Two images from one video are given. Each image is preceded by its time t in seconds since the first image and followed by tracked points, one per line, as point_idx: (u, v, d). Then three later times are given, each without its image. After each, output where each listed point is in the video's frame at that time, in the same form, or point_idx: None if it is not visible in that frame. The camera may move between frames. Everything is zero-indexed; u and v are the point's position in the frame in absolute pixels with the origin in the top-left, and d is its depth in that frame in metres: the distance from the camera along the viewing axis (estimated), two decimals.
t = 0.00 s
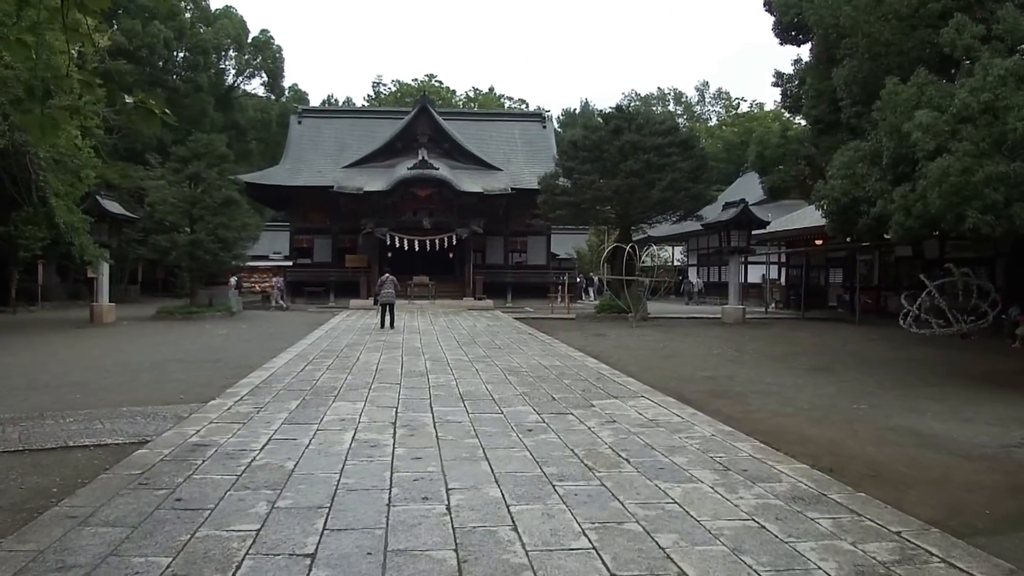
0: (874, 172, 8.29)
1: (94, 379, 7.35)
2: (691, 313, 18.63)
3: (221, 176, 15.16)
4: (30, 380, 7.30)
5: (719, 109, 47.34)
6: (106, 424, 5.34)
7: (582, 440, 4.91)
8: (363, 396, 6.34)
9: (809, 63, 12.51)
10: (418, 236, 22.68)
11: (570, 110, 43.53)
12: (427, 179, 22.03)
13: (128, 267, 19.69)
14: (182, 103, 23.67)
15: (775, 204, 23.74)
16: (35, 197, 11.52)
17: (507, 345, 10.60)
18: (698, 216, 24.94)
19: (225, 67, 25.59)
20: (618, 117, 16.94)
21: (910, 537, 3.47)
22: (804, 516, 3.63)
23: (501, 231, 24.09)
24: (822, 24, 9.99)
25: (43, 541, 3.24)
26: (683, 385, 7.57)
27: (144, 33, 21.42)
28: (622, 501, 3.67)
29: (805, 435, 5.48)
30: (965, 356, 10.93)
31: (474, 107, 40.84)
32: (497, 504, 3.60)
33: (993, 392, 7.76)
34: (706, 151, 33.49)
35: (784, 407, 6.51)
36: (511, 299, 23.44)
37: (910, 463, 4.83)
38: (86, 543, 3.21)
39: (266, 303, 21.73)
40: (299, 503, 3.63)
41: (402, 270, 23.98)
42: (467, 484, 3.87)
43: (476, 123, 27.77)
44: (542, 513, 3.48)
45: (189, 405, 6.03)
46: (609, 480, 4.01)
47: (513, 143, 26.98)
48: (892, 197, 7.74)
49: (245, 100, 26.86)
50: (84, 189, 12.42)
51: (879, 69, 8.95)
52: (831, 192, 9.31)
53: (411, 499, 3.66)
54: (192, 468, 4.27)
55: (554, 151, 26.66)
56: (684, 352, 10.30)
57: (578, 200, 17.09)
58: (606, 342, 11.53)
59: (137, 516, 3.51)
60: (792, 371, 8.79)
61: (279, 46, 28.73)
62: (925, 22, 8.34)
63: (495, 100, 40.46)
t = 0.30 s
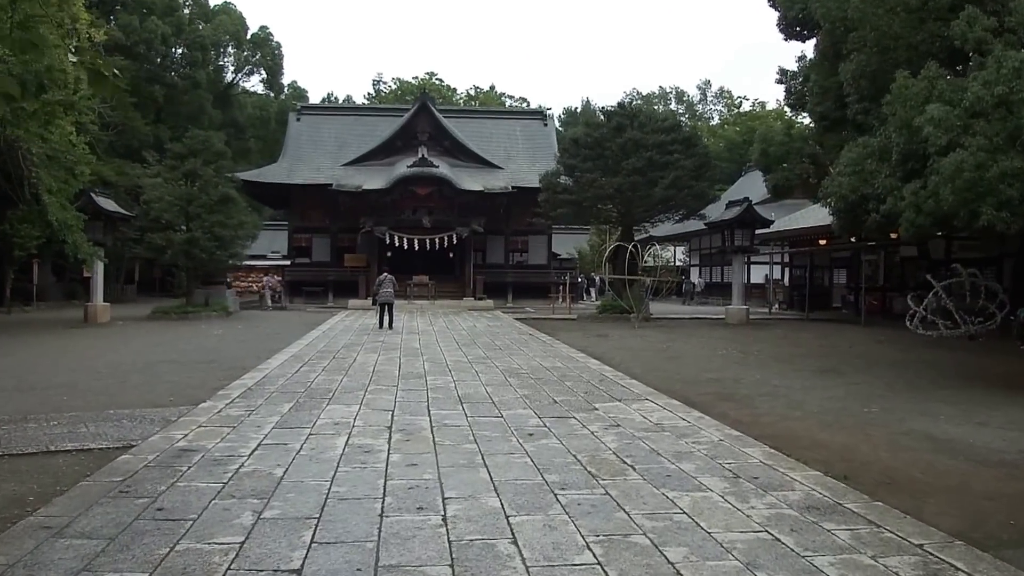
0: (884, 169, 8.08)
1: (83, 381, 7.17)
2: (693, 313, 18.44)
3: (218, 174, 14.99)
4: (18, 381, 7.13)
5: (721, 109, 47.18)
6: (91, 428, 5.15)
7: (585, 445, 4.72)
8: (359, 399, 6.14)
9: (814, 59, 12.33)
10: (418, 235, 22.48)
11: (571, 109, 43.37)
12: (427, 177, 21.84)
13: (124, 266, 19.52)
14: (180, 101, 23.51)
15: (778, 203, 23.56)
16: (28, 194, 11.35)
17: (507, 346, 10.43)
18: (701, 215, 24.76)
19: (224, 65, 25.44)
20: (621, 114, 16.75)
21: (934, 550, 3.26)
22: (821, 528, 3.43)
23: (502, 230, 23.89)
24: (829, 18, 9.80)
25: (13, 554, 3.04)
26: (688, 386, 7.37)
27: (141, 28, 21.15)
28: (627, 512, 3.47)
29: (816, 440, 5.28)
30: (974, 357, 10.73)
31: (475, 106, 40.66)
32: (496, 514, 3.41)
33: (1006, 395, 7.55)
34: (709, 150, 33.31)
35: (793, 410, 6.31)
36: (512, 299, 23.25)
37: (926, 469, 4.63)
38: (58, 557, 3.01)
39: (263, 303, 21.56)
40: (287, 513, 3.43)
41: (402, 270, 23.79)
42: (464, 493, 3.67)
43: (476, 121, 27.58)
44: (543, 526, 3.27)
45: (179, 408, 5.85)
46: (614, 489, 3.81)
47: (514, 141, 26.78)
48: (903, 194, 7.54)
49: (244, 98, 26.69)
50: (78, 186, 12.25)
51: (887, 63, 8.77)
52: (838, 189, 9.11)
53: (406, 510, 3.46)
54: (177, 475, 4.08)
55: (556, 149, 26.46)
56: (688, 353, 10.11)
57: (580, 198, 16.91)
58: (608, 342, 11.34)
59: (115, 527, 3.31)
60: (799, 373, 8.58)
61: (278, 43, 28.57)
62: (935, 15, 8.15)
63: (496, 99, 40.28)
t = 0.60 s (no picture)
0: (893, 165, 7.88)
1: (73, 381, 7.00)
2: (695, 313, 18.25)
3: (215, 171, 14.86)
4: (6, 381, 6.96)
5: (723, 107, 46.94)
6: (75, 431, 4.96)
7: (588, 451, 4.52)
8: (354, 401, 5.95)
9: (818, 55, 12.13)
10: (419, 233, 22.29)
11: (573, 108, 43.15)
12: (427, 175, 21.64)
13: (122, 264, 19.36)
14: (179, 97, 23.36)
15: (782, 202, 23.34)
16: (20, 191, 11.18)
17: (508, 346, 10.24)
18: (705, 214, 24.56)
19: (222, 61, 25.29)
20: (623, 111, 16.56)
21: (958, 566, 3.06)
22: (838, 542, 3.23)
23: (503, 228, 23.68)
24: (835, 12, 9.60)
25: None
26: (693, 388, 7.17)
27: (138, 24, 21.02)
28: (633, 524, 3.28)
29: (827, 445, 5.07)
30: (984, 358, 10.52)
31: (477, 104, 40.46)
32: (494, 527, 3.21)
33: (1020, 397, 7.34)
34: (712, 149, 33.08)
35: (802, 414, 6.11)
36: (513, 298, 23.05)
37: (943, 477, 4.42)
38: (27, 571, 2.82)
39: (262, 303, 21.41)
40: (273, 524, 3.24)
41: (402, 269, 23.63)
42: (461, 504, 3.48)
43: (477, 119, 27.38)
44: (545, 540, 3.07)
45: (168, 410, 5.67)
46: (619, 498, 3.61)
47: (515, 139, 26.59)
48: (913, 191, 7.33)
49: (243, 95, 26.58)
50: (71, 183, 12.08)
51: (896, 58, 8.57)
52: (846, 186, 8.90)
53: (400, 522, 3.27)
54: (161, 482, 3.88)
55: (557, 147, 26.26)
56: (691, 353, 9.92)
57: (582, 196, 16.73)
58: (610, 342, 11.16)
59: (90, 539, 3.13)
60: (807, 374, 8.39)
61: (277, 40, 28.39)
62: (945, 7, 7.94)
63: (497, 97, 40.08)
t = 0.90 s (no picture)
0: (902, 161, 7.67)
1: (60, 382, 6.79)
2: (698, 312, 18.06)
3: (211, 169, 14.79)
4: None
5: (725, 106, 46.76)
6: (57, 435, 4.76)
7: (591, 457, 4.32)
8: (348, 403, 5.76)
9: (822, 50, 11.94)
10: (418, 231, 22.09)
11: (573, 105, 42.96)
12: (427, 172, 21.45)
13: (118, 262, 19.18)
14: (176, 94, 23.17)
15: (784, 200, 23.14)
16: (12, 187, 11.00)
17: (508, 345, 10.05)
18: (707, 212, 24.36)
19: (220, 58, 25.12)
20: (624, 107, 16.36)
21: None
22: (858, 557, 3.03)
23: (503, 226, 23.48)
24: (842, 6, 9.39)
25: None
26: (697, 390, 6.98)
27: (135, 20, 20.86)
28: (640, 538, 3.08)
29: (838, 450, 4.87)
30: (992, 358, 10.32)
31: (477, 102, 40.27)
32: (491, 541, 3.01)
33: None
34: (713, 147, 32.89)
35: (810, 417, 5.91)
36: (513, 297, 22.85)
37: (963, 484, 4.22)
38: None
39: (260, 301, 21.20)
40: (257, 538, 3.04)
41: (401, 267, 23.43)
42: (457, 515, 3.28)
43: (477, 116, 27.18)
44: (546, 556, 2.87)
45: (155, 412, 5.48)
46: (625, 509, 3.42)
47: (516, 136, 26.40)
48: (923, 187, 7.13)
49: (241, 92, 26.43)
50: (64, 179, 11.89)
51: (903, 53, 8.36)
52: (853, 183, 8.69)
53: (392, 534, 3.07)
54: (141, 490, 3.69)
55: (557, 144, 26.06)
56: (695, 354, 9.73)
57: (582, 194, 16.54)
58: (611, 342, 10.97)
59: (61, 553, 2.93)
60: (813, 375, 8.19)
61: (276, 37, 28.21)
62: None
63: (497, 94, 39.89)
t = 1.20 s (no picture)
0: (912, 157, 7.49)
1: (46, 383, 6.61)
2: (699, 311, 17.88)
3: (207, 165, 14.54)
4: None
5: (726, 103, 46.56)
6: (37, 439, 4.58)
7: (592, 464, 4.14)
8: (341, 406, 5.57)
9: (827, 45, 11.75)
10: (417, 229, 21.91)
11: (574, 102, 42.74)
12: (426, 169, 21.26)
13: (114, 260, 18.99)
14: (174, 91, 22.98)
15: (786, 198, 22.97)
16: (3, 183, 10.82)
17: (507, 345, 9.87)
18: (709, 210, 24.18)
19: (218, 54, 24.99)
20: (625, 104, 16.18)
21: None
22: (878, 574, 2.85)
23: (503, 224, 23.30)
24: None
25: None
26: (701, 392, 6.80)
27: (132, 16, 20.71)
28: (645, 553, 2.90)
29: (850, 456, 4.69)
30: (1000, 358, 10.14)
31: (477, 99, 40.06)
32: (487, 557, 2.83)
33: None
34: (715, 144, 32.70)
35: (819, 421, 5.73)
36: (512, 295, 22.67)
37: (982, 493, 4.03)
38: None
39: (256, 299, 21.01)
40: (238, 552, 2.87)
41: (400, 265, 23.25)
42: (452, 527, 3.10)
43: (477, 113, 26.99)
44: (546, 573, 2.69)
45: (142, 415, 5.30)
46: (629, 521, 3.24)
47: (516, 133, 26.22)
48: (934, 184, 6.94)
49: (240, 89, 26.29)
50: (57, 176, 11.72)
51: (912, 47, 8.18)
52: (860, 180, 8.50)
53: (382, 548, 2.90)
54: (120, 500, 3.50)
55: (558, 141, 25.88)
56: (698, 354, 9.55)
57: (583, 191, 16.35)
58: (612, 342, 10.78)
59: (30, 569, 2.75)
60: (819, 376, 8.01)
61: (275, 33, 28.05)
62: None
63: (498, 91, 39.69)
